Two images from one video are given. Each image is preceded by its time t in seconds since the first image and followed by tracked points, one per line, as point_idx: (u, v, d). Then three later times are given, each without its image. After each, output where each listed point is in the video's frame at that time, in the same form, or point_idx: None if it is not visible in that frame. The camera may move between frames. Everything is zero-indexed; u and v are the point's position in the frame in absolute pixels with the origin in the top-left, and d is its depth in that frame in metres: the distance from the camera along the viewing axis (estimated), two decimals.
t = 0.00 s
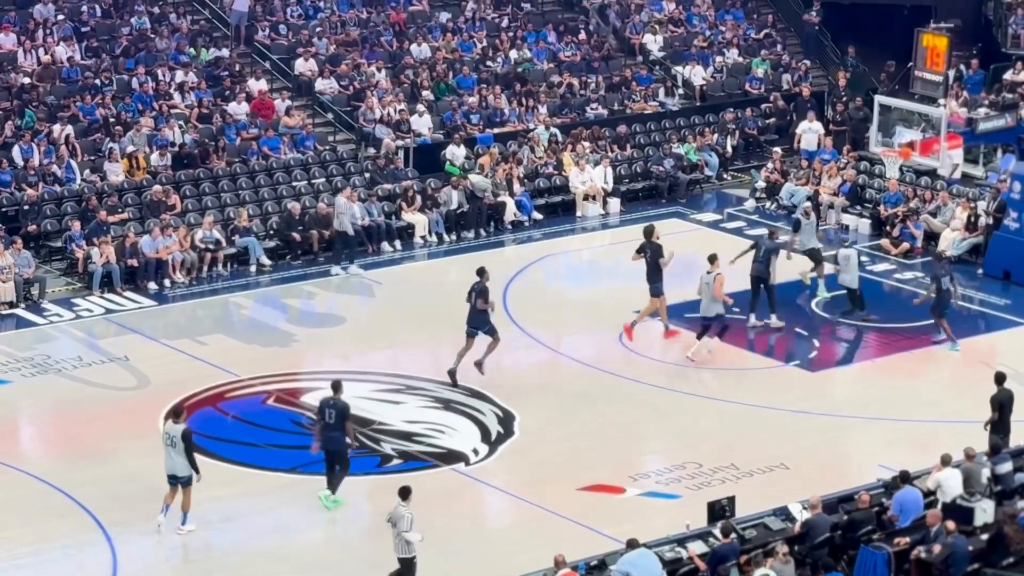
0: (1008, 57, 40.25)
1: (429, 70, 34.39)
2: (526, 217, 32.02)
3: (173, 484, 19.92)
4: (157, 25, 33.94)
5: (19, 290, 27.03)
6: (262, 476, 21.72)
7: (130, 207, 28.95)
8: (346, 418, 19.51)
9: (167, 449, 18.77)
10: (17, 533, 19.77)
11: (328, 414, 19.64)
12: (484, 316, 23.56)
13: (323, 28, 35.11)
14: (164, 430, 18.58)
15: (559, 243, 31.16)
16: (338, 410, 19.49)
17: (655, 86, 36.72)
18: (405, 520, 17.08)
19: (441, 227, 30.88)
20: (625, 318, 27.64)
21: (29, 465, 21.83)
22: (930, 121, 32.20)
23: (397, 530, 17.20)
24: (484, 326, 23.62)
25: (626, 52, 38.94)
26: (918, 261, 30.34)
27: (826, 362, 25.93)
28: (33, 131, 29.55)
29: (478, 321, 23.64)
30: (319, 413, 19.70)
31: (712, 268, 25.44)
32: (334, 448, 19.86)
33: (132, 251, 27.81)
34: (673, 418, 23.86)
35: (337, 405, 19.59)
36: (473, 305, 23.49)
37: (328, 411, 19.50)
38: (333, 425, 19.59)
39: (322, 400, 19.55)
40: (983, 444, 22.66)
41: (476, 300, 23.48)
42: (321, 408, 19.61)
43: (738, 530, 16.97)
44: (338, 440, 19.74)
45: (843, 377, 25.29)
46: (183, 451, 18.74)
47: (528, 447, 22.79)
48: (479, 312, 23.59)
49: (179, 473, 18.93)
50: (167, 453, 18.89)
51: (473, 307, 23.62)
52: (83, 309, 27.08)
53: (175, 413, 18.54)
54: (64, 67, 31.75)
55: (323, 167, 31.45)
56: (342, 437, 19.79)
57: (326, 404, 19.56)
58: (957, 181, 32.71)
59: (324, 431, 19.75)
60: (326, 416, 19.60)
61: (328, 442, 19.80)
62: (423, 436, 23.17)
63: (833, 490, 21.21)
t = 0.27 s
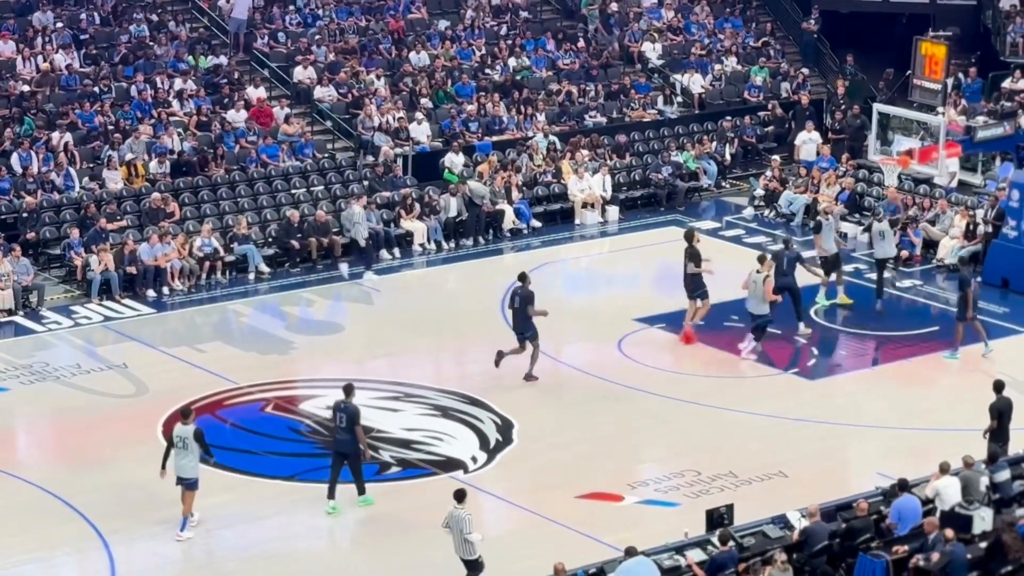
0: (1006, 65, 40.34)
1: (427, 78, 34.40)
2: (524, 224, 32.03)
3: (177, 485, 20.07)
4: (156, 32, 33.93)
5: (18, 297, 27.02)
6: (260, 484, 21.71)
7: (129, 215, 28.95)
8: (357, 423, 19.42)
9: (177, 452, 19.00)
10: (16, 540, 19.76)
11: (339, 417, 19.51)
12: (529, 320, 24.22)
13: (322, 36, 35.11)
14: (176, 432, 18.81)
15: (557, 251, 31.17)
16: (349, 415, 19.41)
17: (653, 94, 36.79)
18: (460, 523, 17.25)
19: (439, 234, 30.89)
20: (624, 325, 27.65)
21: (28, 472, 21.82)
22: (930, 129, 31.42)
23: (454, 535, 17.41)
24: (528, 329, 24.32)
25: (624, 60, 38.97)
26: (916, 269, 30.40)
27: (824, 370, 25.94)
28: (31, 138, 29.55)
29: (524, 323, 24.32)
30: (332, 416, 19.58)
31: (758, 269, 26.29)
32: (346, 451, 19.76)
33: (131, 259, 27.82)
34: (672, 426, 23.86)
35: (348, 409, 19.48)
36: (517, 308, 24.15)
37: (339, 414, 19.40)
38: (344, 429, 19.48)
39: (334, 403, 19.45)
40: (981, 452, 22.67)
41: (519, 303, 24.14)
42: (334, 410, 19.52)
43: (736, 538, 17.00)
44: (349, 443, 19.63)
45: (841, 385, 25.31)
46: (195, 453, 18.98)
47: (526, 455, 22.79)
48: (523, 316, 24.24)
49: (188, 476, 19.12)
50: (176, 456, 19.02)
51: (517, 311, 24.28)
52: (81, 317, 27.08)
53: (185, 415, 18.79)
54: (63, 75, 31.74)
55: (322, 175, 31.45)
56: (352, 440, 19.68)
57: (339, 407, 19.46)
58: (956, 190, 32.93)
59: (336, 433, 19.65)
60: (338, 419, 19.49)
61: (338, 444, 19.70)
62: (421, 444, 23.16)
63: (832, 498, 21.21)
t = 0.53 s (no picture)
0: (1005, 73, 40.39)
1: (427, 86, 34.40)
2: (523, 231, 32.03)
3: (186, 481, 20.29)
4: (156, 40, 33.91)
5: (17, 304, 27.02)
6: (259, 491, 21.71)
7: (127, 222, 28.96)
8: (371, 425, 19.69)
9: (184, 453, 19.34)
10: (15, 547, 19.75)
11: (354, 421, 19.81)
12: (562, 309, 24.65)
13: (322, 43, 35.10)
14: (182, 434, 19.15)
15: (556, 258, 31.16)
16: (364, 417, 19.70)
17: (653, 102, 36.82)
18: (504, 527, 17.51)
19: (438, 242, 30.88)
20: (623, 333, 27.65)
21: (27, 479, 21.81)
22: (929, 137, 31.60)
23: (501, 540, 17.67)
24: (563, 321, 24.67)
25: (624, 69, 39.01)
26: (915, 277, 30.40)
27: (823, 377, 25.94)
28: (31, 145, 29.54)
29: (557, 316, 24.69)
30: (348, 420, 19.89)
31: (797, 272, 26.77)
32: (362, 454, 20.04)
33: (130, 266, 27.83)
34: (671, 433, 23.86)
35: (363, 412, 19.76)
36: (550, 302, 24.59)
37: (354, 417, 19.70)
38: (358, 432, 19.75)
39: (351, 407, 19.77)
40: (979, 460, 22.68)
41: (551, 295, 24.61)
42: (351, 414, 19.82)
43: (734, 545, 17.05)
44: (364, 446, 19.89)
45: (839, 393, 25.31)
46: (201, 453, 19.32)
47: (525, 462, 22.79)
48: (557, 308, 24.67)
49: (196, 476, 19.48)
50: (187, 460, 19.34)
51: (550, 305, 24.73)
52: (80, 324, 27.07)
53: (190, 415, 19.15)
54: (63, 82, 31.73)
55: (321, 182, 31.44)
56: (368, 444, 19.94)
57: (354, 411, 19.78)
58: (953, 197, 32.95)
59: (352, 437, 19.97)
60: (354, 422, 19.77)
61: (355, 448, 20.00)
62: (420, 451, 23.17)
63: (830, 506, 21.22)
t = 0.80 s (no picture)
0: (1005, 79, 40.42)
1: (426, 92, 34.41)
2: (522, 238, 32.02)
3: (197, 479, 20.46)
4: (155, 45, 33.92)
5: (16, 310, 27.01)
6: (258, 497, 21.70)
7: (127, 228, 28.96)
8: (386, 426, 19.91)
9: (193, 453, 19.38)
10: (14, 553, 19.75)
11: (368, 422, 20.00)
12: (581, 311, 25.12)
13: (321, 49, 35.11)
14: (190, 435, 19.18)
15: (555, 264, 31.15)
16: (379, 418, 19.89)
17: (652, 108, 36.85)
18: (539, 528, 17.37)
19: (438, 248, 30.88)
20: (622, 339, 27.64)
21: (27, 486, 21.80)
22: (926, 143, 31.61)
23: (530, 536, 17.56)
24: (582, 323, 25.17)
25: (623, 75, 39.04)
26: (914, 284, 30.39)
27: (822, 384, 25.93)
28: (30, 151, 29.54)
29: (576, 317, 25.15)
30: (361, 421, 20.04)
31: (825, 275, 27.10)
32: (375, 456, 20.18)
33: (129, 272, 27.82)
34: (669, 440, 23.85)
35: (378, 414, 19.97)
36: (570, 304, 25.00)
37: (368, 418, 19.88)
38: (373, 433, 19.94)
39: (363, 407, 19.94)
40: (979, 466, 22.66)
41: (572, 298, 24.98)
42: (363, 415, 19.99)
43: (733, 552, 17.05)
44: (378, 448, 20.08)
45: (838, 400, 25.30)
46: (208, 453, 19.37)
47: (523, 469, 22.78)
48: (577, 310, 25.12)
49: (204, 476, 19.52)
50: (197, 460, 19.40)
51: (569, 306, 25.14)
52: (80, 331, 27.06)
53: (199, 415, 19.20)
54: (62, 88, 31.73)
55: (321, 189, 31.42)
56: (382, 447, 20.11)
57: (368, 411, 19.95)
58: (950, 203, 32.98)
59: (365, 439, 20.09)
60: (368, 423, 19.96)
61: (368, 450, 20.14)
62: (419, 457, 23.17)
63: (829, 512, 21.22)
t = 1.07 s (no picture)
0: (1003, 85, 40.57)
1: (426, 97, 34.42)
2: (522, 243, 32.02)
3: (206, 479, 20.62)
4: (155, 51, 33.92)
5: (16, 316, 26.99)
6: (258, 503, 21.68)
7: (127, 234, 28.94)
8: (400, 428, 20.28)
9: (205, 456, 19.50)
10: (14, 560, 19.71)
11: (383, 425, 20.37)
12: (596, 308, 25.47)
13: (321, 55, 35.11)
14: (203, 437, 19.30)
15: (555, 269, 31.14)
16: (393, 420, 20.27)
17: (651, 113, 36.87)
18: (556, 525, 17.47)
19: (438, 253, 30.85)
20: (622, 344, 27.64)
21: (27, 492, 21.78)
22: (926, 147, 31.86)
23: (544, 533, 17.66)
24: (597, 319, 25.50)
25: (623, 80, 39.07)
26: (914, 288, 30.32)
27: (822, 389, 25.92)
28: (30, 157, 29.51)
29: (591, 314, 25.50)
30: (375, 425, 20.44)
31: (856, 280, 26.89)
32: (390, 459, 20.54)
33: (129, 277, 27.80)
34: (669, 445, 23.85)
35: (392, 417, 20.36)
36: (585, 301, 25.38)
37: (382, 420, 20.27)
38: (388, 435, 20.32)
39: (378, 411, 20.33)
40: (979, 471, 22.66)
41: (588, 294, 25.36)
42: (377, 419, 20.39)
43: (734, 557, 17.05)
44: (394, 450, 20.45)
45: (839, 405, 25.29)
46: (219, 456, 19.49)
47: (523, 474, 22.77)
48: (592, 307, 25.47)
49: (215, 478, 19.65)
50: (207, 462, 19.54)
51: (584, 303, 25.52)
52: (80, 336, 27.04)
53: (210, 418, 19.35)
54: (62, 94, 31.70)
55: (320, 194, 31.41)
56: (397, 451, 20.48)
57: (382, 414, 20.34)
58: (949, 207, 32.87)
59: (380, 442, 20.47)
60: (383, 426, 20.36)
61: (383, 453, 20.52)
62: (420, 463, 23.17)
63: (829, 517, 21.21)
